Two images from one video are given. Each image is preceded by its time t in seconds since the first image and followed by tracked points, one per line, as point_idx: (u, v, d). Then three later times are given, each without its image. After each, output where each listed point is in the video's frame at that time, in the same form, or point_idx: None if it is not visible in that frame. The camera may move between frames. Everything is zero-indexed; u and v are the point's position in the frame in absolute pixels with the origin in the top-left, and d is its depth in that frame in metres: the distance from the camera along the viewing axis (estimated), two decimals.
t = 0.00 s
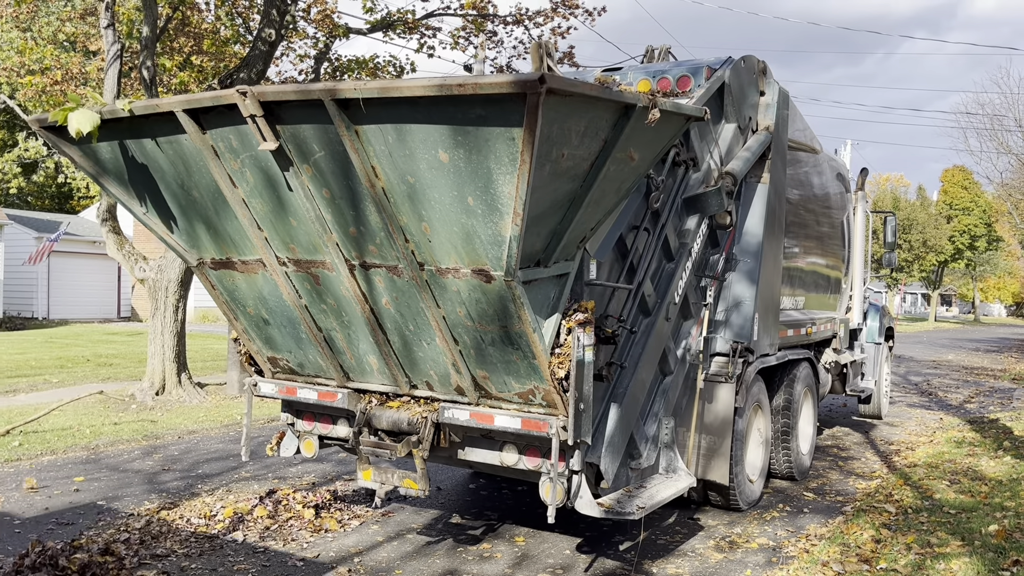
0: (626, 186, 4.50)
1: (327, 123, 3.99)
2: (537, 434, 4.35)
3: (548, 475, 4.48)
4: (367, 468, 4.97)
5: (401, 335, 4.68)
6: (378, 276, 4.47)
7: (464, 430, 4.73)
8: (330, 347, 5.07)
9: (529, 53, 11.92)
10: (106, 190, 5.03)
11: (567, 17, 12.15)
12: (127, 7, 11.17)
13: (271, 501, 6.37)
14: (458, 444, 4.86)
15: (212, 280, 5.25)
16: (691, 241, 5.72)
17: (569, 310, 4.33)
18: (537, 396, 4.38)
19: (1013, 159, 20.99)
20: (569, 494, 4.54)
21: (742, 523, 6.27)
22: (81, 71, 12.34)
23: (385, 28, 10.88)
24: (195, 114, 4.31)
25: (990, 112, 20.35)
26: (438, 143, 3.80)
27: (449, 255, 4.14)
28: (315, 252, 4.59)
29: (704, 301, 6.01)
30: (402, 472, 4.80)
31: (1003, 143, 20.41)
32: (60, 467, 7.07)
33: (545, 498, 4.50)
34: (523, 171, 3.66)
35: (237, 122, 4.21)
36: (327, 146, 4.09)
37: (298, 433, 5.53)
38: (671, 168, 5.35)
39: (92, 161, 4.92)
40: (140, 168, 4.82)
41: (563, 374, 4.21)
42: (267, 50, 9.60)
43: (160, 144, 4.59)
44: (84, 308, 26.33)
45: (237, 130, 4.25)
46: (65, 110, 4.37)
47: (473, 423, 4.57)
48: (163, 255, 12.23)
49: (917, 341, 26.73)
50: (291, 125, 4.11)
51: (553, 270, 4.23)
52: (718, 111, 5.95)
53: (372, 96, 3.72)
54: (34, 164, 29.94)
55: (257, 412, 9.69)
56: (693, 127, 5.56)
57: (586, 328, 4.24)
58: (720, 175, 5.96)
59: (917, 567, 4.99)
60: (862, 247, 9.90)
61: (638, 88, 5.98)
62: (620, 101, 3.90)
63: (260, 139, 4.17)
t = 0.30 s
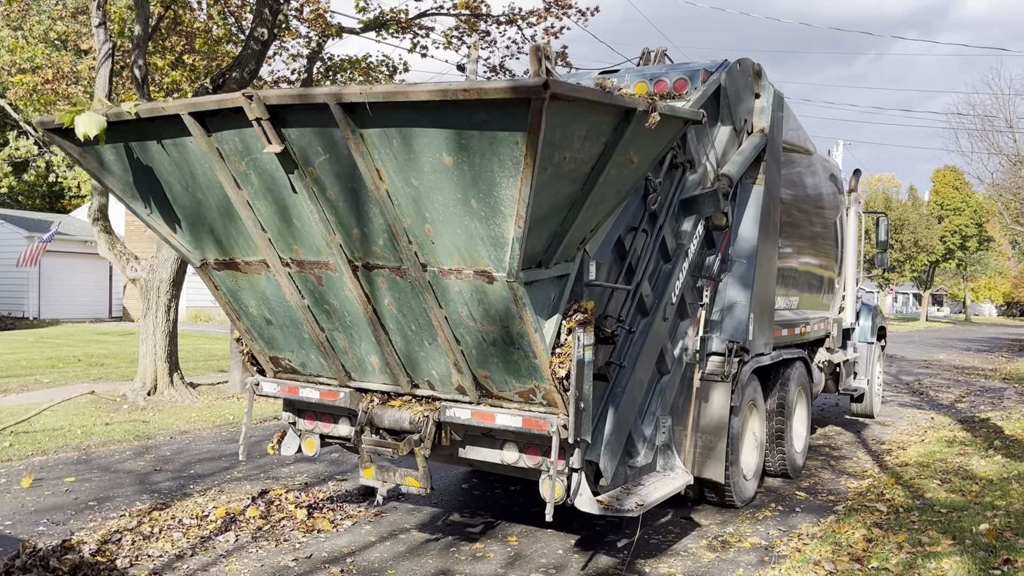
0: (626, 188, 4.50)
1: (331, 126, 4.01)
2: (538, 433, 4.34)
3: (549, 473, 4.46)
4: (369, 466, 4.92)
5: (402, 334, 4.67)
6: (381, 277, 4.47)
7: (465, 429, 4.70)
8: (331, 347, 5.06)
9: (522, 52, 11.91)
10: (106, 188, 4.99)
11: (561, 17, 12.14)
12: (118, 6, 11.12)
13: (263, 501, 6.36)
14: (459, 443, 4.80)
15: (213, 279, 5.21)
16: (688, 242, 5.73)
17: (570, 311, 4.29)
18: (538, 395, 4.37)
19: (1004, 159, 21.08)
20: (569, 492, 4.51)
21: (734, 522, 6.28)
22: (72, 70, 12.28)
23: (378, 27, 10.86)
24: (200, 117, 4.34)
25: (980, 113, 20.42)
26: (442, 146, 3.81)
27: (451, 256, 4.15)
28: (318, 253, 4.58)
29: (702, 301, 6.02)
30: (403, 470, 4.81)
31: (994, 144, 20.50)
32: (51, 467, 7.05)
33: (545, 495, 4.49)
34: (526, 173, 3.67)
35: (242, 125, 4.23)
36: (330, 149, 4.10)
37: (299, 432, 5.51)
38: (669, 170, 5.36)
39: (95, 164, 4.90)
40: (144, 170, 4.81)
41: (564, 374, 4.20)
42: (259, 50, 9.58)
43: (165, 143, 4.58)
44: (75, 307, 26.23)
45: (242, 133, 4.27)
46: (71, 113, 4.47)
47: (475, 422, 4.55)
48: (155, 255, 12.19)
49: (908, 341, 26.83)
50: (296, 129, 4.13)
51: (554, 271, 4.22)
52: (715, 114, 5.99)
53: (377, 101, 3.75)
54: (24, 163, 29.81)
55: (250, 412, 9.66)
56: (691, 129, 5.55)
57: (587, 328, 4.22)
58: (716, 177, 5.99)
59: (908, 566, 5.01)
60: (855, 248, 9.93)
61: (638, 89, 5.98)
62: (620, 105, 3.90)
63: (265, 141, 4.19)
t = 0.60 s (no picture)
0: (626, 190, 4.52)
1: (341, 130, 4.02)
2: (540, 428, 4.34)
3: (550, 467, 4.47)
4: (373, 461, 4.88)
5: (407, 332, 4.66)
6: (388, 277, 4.47)
7: (468, 424, 4.72)
8: (338, 345, 5.03)
9: (510, 51, 11.90)
10: (120, 190, 5.04)
11: (549, 17, 12.12)
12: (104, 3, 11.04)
13: (250, 501, 6.33)
14: (462, 438, 4.83)
15: (221, 277, 5.16)
16: (684, 242, 5.75)
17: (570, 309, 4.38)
18: (539, 391, 4.36)
19: (988, 160, 21.24)
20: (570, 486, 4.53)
21: (721, 521, 6.30)
22: (57, 67, 12.19)
23: (366, 25, 10.82)
24: (213, 121, 4.32)
25: (965, 114, 20.57)
26: (451, 149, 3.83)
27: (457, 256, 4.16)
28: (325, 253, 4.58)
29: (697, 299, 6.05)
30: (408, 465, 4.76)
31: (979, 144, 20.66)
32: (35, 467, 7.00)
33: (547, 489, 4.47)
34: (533, 175, 3.71)
35: (254, 129, 4.23)
36: (340, 153, 4.11)
37: (303, 427, 5.48)
38: (665, 173, 5.40)
39: (112, 168, 4.95)
40: (157, 172, 4.83)
41: (565, 371, 4.24)
42: (246, 48, 9.55)
43: (174, 144, 4.59)
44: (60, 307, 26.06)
45: (253, 137, 4.26)
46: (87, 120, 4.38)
47: (478, 417, 4.55)
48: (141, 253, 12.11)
49: (894, 339, 26.99)
50: (308, 133, 4.13)
51: (557, 271, 4.24)
52: (711, 118, 6.03)
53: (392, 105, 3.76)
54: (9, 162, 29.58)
55: (236, 412, 9.62)
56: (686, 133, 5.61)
57: (588, 326, 4.32)
58: (711, 179, 5.99)
59: (892, 563, 5.04)
60: (843, 247, 9.99)
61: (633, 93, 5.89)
62: (622, 111, 3.92)
63: (277, 144, 4.18)
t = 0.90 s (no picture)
0: (624, 195, 4.60)
1: (356, 139, 4.17)
2: (542, 422, 4.49)
3: (551, 459, 4.60)
4: (381, 454, 4.98)
5: (414, 329, 4.75)
6: (398, 278, 4.58)
7: (473, 418, 4.83)
8: (346, 342, 5.10)
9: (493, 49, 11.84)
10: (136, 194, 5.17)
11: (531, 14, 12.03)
12: None
13: (231, 500, 6.31)
14: (465, 432, 4.93)
15: (233, 278, 5.23)
16: (677, 245, 5.80)
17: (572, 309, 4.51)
18: (542, 386, 4.47)
19: (966, 160, 21.45)
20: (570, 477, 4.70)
21: (702, 517, 6.33)
22: (34, 63, 12.06)
23: (348, 22, 10.77)
24: (231, 128, 4.48)
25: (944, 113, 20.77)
26: (462, 157, 3.97)
27: (465, 258, 4.28)
28: (336, 254, 4.69)
29: (690, 298, 6.10)
30: (414, 457, 4.87)
31: (957, 143, 20.88)
32: (11, 467, 6.93)
33: (548, 480, 4.61)
34: (541, 180, 3.83)
35: (271, 135, 4.37)
36: (354, 160, 4.25)
37: (310, 422, 5.56)
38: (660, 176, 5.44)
39: (128, 172, 5.07)
40: (173, 178, 4.96)
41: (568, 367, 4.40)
42: (227, 44, 9.49)
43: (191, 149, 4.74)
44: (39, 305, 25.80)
45: (270, 143, 4.41)
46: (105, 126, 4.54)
47: (484, 411, 4.66)
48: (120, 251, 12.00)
49: (874, 337, 27.27)
50: (326, 140, 4.28)
51: (560, 272, 4.33)
52: (705, 123, 6.09)
53: (405, 116, 3.91)
54: None
55: (218, 411, 9.58)
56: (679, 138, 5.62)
57: (588, 325, 4.46)
58: (702, 182, 6.06)
59: (870, 558, 5.09)
60: (826, 246, 10.10)
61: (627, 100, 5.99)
62: (626, 120, 4.03)
63: (294, 151, 4.33)
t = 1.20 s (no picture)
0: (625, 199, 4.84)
1: (379, 145, 4.43)
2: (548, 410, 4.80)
3: (557, 445, 4.91)
4: (393, 442, 5.28)
5: (426, 325, 5.03)
6: (413, 276, 4.85)
7: (480, 408, 5.11)
8: (360, 336, 5.35)
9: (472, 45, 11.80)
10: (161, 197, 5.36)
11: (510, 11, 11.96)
12: None
13: (206, 498, 6.26)
14: (474, 420, 5.20)
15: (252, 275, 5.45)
16: (668, 243, 5.92)
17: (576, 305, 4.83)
18: (549, 376, 4.81)
19: (940, 158, 21.72)
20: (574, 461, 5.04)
21: (678, 513, 6.36)
22: (4, 56, 11.87)
23: (326, 18, 10.70)
24: (256, 134, 4.70)
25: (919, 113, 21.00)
26: (480, 164, 4.28)
27: (480, 257, 4.57)
28: (354, 253, 4.94)
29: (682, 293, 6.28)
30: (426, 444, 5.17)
31: (932, 142, 21.12)
32: None
33: (553, 465, 4.94)
34: (554, 186, 4.15)
35: (296, 141, 4.61)
36: (376, 165, 4.51)
37: (322, 413, 5.77)
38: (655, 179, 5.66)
39: (154, 175, 5.24)
40: (198, 181, 5.16)
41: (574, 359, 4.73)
42: (202, 39, 9.39)
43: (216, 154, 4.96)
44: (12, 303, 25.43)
45: (295, 149, 4.65)
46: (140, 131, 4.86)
47: (492, 401, 4.93)
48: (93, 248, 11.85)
49: (850, 334, 27.53)
50: (348, 148, 4.53)
51: (567, 271, 4.63)
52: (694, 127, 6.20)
53: (427, 124, 4.18)
54: None
55: (193, 409, 9.49)
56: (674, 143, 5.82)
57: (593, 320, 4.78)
58: (693, 185, 6.18)
59: (843, 552, 5.14)
60: (807, 244, 10.28)
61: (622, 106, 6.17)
62: (629, 129, 4.30)
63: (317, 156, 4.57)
